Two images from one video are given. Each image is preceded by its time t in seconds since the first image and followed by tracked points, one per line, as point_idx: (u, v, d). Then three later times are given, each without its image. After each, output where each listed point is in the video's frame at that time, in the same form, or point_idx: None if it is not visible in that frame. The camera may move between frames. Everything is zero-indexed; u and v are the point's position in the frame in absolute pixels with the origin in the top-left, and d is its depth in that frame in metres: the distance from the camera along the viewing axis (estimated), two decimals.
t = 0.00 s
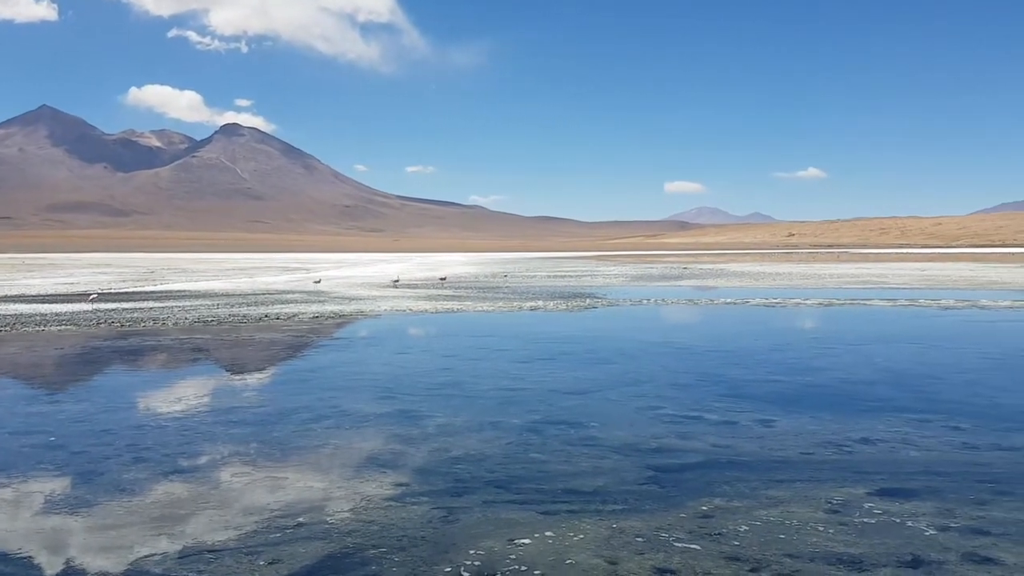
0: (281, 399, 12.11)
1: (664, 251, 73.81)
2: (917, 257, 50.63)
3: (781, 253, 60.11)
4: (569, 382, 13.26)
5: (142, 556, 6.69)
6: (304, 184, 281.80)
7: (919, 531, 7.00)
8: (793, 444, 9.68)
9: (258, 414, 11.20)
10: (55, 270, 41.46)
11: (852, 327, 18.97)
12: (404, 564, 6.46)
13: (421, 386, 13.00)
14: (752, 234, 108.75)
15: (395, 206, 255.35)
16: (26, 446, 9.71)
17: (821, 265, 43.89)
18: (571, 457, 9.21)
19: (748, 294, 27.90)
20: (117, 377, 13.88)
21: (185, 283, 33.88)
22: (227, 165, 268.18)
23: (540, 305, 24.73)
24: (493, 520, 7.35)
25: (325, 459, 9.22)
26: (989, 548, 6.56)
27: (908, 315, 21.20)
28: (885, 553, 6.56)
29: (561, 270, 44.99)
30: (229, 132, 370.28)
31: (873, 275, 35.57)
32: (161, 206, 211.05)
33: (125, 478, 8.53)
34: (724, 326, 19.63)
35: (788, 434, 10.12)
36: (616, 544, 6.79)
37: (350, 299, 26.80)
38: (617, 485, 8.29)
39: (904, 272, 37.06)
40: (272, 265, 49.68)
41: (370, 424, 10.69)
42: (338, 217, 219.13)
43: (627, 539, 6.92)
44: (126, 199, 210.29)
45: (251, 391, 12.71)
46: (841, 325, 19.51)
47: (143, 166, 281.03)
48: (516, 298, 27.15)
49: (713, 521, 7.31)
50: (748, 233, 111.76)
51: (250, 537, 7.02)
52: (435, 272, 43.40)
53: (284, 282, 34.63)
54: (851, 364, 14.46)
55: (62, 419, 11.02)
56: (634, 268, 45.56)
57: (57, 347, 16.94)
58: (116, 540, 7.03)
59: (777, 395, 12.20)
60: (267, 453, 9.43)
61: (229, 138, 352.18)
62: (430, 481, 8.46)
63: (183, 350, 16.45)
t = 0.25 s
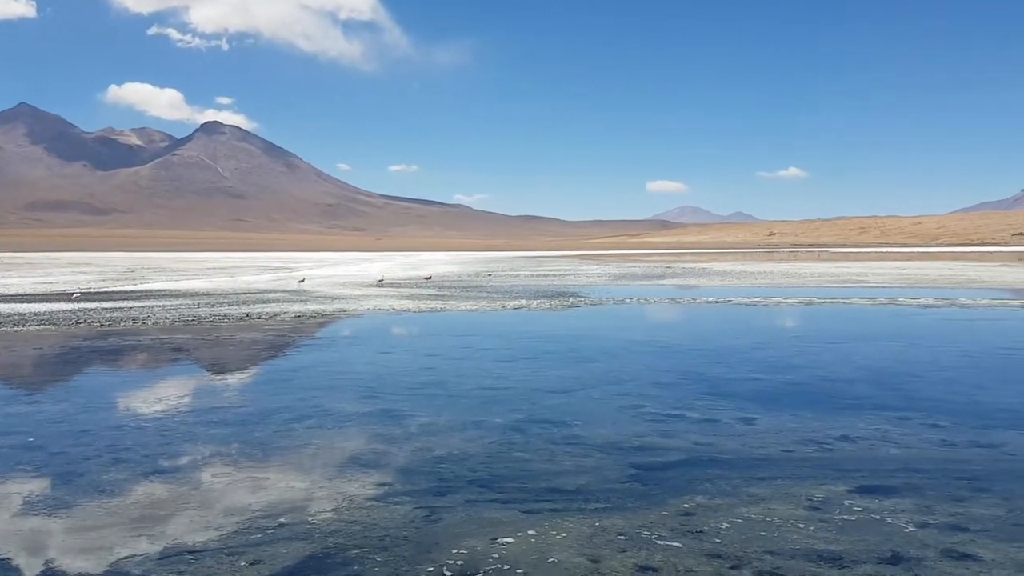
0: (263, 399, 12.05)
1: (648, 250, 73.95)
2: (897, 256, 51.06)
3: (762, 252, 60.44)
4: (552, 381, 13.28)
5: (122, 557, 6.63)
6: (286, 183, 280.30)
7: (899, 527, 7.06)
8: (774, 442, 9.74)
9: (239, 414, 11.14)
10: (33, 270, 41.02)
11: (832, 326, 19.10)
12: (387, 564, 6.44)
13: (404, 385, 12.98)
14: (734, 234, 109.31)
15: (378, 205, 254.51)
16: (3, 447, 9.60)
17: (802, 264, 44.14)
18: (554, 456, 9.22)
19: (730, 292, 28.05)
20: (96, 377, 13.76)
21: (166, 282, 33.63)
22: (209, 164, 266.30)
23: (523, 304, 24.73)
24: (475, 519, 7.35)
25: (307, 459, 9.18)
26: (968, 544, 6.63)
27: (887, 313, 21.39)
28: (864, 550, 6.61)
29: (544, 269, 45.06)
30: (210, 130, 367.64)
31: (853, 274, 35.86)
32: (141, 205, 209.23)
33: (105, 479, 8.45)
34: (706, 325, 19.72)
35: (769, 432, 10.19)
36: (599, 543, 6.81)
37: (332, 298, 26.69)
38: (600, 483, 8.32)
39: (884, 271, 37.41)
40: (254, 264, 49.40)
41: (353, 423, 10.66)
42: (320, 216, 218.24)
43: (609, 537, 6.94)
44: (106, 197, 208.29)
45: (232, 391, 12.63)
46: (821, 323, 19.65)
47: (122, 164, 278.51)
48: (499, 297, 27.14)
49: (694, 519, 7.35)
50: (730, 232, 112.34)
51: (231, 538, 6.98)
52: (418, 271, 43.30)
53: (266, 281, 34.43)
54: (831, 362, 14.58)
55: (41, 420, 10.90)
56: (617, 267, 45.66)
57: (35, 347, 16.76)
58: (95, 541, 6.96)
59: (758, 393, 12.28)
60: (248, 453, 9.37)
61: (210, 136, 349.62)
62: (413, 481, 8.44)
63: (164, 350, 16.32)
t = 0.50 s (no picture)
0: (239, 399, 11.95)
1: (626, 249, 74.28)
2: (870, 255, 51.65)
3: (739, 252, 60.90)
4: (530, 380, 13.29)
5: (95, 559, 6.55)
6: (263, 181, 278.27)
7: (873, 524, 7.14)
8: (749, 439, 9.82)
9: (214, 415, 11.04)
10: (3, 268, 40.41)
11: (807, 324, 19.28)
12: (363, 564, 6.42)
13: (381, 385, 12.93)
14: (710, 233, 109.97)
15: (356, 203, 253.33)
16: None
17: (777, 263, 44.49)
18: (532, 455, 9.23)
19: (706, 291, 28.22)
20: (69, 377, 13.57)
21: (140, 281, 33.28)
22: (184, 162, 263.71)
23: (501, 303, 24.73)
24: (453, 518, 7.34)
25: (284, 459, 9.12)
26: (940, 540, 6.72)
27: (861, 312, 21.63)
28: (839, 546, 6.68)
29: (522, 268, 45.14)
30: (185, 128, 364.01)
31: (827, 272, 36.22)
32: (115, 203, 206.71)
33: (77, 480, 8.33)
34: (683, 323, 19.83)
35: (745, 430, 10.26)
36: (577, 541, 6.83)
37: (309, 297, 26.53)
38: (577, 481, 8.34)
39: (858, 270, 37.84)
40: (229, 263, 49.01)
41: (330, 423, 10.60)
42: (297, 214, 216.80)
43: (587, 535, 6.96)
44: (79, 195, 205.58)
45: (207, 391, 12.52)
46: (797, 321, 19.83)
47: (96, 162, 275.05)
48: (477, 296, 27.12)
49: (671, 517, 7.39)
50: (707, 231, 113.09)
51: (207, 539, 6.92)
52: (396, 269, 43.14)
53: (243, 280, 34.16)
54: (806, 360, 14.72)
55: (12, 420, 10.74)
56: (594, 266, 45.77)
57: (5, 347, 16.52)
58: (68, 543, 6.87)
59: (735, 391, 12.37)
60: (224, 453, 9.29)
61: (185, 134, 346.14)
62: (391, 480, 8.42)
63: (138, 350, 16.14)
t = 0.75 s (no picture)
0: (217, 398, 11.87)
1: (604, 249, 74.56)
2: (847, 254, 52.16)
3: (719, 251, 61.26)
4: (511, 378, 13.29)
5: (70, 560, 6.48)
6: (242, 179, 276.23)
7: (850, 521, 7.21)
8: (728, 437, 9.88)
9: (192, 414, 10.95)
10: None
11: (785, 323, 19.42)
12: (342, 564, 6.39)
13: (362, 384, 12.89)
14: (691, 231, 110.44)
15: (336, 202, 252.08)
16: None
17: (756, 262, 44.70)
18: (512, 453, 9.23)
19: (686, 290, 28.35)
20: (44, 376, 13.41)
21: (116, 279, 32.90)
22: (161, 159, 261.26)
23: (482, 301, 24.69)
24: (433, 518, 7.33)
25: (263, 459, 9.06)
26: (916, 536, 6.80)
27: (839, 310, 21.81)
28: (816, 543, 6.73)
29: (503, 266, 45.15)
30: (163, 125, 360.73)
31: (806, 271, 36.48)
32: (91, 200, 204.30)
33: (53, 481, 8.24)
34: (664, 322, 19.90)
35: (724, 427, 10.33)
36: (556, 539, 6.84)
37: (289, 296, 26.37)
38: (557, 480, 8.36)
39: (835, 269, 38.18)
40: (207, 261, 48.57)
41: (309, 422, 10.55)
42: (277, 212, 215.43)
43: (566, 533, 6.98)
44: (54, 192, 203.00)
45: (185, 390, 12.42)
46: (775, 320, 19.98)
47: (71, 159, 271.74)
48: (458, 294, 27.07)
49: (650, 514, 7.42)
50: (687, 230, 113.56)
51: (184, 540, 6.86)
52: (376, 268, 42.95)
53: (221, 279, 33.92)
54: (784, 359, 14.84)
55: None
56: (575, 265, 45.80)
57: None
58: (42, 544, 6.79)
59: (714, 389, 12.45)
60: (202, 453, 9.22)
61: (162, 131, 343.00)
62: (370, 480, 8.39)
63: (115, 349, 15.99)
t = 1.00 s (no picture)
0: (197, 397, 11.77)
1: (586, 247, 74.55)
2: (827, 253, 52.57)
3: (701, 249, 61.53)
4: (493, 377, 13.29)
5: (47, 561, 6.40)
6: (222, 176, 274.14)
7: (829, 517, 7.27)
8: (709, 435, 9.93)
9: (171, 414, 10.85)
10: None
11: (766, 321, 19.53)
12: (324, 564, 6.37)
13: (343, 382, 12.84)
14: (673, 230, 110.84)
15: (318, 199, 250.82)
16: None
17: (737, 261, 44.94)
18: (494, 452, 9.23)
19: (668, 288, 28.42)
20: (21, 375, 13.25)
21: (95, 278, 32.54)
22: (140, 157, 258.82)
23: (464, 300, 24.63)
24: (415, 517, 7.32)
25: (244, 458, 9.00)
26: (894, 533, 6.87)
27: (820, 308, 21.95)
28: (795, 540, 6.78)
29: (486, 264, 45.14)
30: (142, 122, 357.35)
31: (787, 270, 36.70)
32: (69, 197, 201.99)
33: (30, 481, 8.14)
34: (646, 320, 19.95)
35: (705, 425, 10.38)
36: (539, 537, 6.85)
37: (270, 294, 26.18)
38: (540, 478, 8.36)
39: (815, 267, 38.47)
40: (187, 259, 48.10)
41: (290, 422, 10.49)
42: (258, 210, 214.02)
43: (549, 531, 6.98)
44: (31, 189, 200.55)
45: (164, 389, 12.31)
46: (756, 318, 20.09)
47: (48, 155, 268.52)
48: (440, 293, 26.97)
49: (632, 511, 7.45)
50: (669, 229, 113.93)
51: (164, 540, 6.80)
52: (358, 266, 42.76)
53: (202, 277, 33.68)
54: (765, 356, 14.93)
55: None
56: (558, 263, 45.77)
57: None
58: (19, 545, 6.71)
59: (695, 386, 12.50)
60: (182, 453, 9.15)
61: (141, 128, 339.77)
62: (352, 479, 8.36)
63: (93, 348, 15.82)
